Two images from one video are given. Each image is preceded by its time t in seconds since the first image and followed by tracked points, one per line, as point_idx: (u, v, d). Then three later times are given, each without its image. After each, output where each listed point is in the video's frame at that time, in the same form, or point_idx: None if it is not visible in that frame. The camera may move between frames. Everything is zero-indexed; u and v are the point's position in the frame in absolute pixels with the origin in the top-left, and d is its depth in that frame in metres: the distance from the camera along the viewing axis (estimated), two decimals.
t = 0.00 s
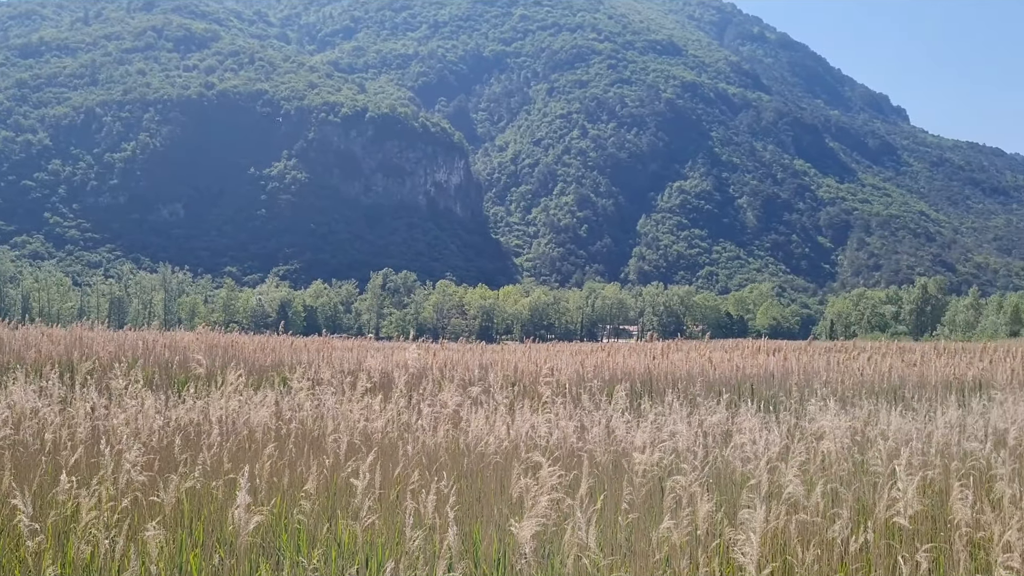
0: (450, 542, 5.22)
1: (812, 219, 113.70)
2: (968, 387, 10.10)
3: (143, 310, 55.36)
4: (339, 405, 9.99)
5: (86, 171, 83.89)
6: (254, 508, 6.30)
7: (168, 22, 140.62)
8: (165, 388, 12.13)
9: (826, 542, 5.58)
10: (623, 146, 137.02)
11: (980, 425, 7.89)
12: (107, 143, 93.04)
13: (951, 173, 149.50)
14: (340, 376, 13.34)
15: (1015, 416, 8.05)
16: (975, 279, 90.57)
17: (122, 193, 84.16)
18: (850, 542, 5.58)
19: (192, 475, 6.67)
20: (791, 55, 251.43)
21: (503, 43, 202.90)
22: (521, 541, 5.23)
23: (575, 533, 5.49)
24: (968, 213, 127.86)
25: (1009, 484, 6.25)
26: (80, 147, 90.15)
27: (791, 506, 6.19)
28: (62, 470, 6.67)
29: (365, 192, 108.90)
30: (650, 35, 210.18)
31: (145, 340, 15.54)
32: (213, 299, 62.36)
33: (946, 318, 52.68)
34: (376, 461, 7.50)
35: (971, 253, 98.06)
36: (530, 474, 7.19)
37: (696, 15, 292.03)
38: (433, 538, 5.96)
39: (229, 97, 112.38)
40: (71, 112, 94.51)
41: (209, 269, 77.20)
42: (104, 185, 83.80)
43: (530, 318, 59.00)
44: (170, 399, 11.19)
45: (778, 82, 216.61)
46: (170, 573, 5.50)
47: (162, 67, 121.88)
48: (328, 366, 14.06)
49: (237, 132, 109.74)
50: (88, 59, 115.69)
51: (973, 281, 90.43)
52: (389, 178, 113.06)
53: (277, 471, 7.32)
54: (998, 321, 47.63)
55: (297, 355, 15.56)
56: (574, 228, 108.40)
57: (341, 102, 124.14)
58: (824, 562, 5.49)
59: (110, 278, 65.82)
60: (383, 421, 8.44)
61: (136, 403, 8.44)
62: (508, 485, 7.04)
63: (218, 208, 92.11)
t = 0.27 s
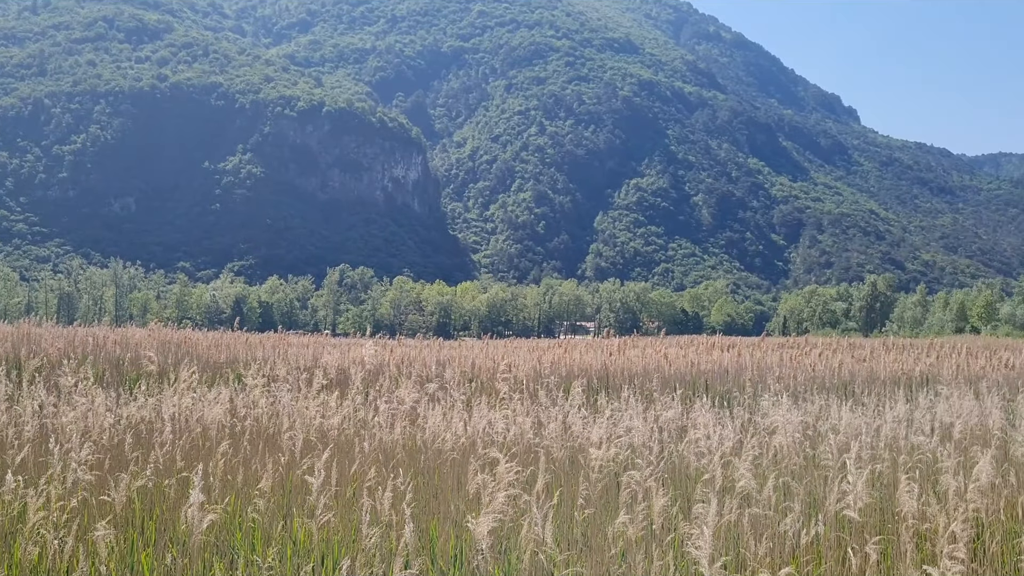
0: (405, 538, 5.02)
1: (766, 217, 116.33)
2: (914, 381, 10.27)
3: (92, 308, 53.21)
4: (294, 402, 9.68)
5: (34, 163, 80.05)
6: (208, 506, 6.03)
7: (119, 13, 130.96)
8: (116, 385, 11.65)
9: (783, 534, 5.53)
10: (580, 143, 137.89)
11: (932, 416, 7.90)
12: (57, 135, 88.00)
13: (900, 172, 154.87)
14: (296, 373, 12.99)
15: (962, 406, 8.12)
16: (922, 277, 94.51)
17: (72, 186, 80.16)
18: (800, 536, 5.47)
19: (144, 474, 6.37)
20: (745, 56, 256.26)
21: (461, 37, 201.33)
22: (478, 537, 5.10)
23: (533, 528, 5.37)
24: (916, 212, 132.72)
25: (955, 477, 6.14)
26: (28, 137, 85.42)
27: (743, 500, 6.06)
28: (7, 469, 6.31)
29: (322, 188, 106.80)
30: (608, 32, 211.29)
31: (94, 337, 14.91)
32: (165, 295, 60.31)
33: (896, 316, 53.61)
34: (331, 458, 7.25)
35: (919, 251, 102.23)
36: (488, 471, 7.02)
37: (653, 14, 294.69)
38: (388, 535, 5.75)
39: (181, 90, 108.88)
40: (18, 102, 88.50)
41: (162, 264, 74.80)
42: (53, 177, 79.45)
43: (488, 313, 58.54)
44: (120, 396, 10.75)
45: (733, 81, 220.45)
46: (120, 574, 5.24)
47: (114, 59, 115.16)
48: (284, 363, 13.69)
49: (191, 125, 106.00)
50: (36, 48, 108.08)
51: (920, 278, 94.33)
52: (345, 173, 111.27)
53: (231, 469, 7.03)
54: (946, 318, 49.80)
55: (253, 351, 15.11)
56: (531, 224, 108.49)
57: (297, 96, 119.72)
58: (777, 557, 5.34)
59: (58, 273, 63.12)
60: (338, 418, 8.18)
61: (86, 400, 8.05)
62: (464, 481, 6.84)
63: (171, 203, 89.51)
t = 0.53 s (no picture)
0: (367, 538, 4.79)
1: (724, 217, 118.45)
2: (868, 379, 10.37)
3: (44, 306, 51.62)
4: (253, 401, 9.33)
5: None
6: (164, 507, 5.73)
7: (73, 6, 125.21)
8: (69, 384, 11.14)
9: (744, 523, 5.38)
10: (541, 142, 138.29)
11: (890, 407, 7.88)
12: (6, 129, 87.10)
13: (855, 173, 159.44)
14: (255, 371, 12.59)
15: (915, 397, 8.15)
16: (876, 275, 97.91)
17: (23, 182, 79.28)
18: (756, 530, 5.20)
19: (99, 474, 6.03)
20: (703, 56, 260.32)
21: (423, 34, 199.75)
22: (440, 536, 4.93)
23: (495, 526, 5.21)
24: (871, 211, 136.85)
25: (908, 470, 5.82)
26: None
27: (699, 495, 5.82)
28: None
29: (281, 185, 104.58)
30: (570, 32, 212.17)
31: (46, 335, 14.28)
32: (121, 293, 58.33)
33: (849, 313, 55.65)
34: (291, 458, 6.96)
35: (872, 251, 105.77)
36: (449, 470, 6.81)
37: (614, 14, 296.82)
38: (348, 533, 5.53)
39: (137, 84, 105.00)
40: None
41: (117, 261, 72.62)
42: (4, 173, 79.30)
43: (449, 312, 58.17)
44: (74, 396, 10.27)
45: (692, 82, 223.43)
46: None
47: (66, 52, 109.70)
48: (242, 361, 13.28)
49: (147, 120, 102.20)
50: None
51: (874, 277, 97.69)
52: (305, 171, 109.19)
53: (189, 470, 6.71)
54: (897, 315, 51.46)
55: (211, 350, 14.64)
56: (493, 223, 108.39)
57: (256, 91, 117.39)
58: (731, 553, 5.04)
59: (8, 270, 60.74)
60: (299, 416, 7.88)
61: (39, 399, 7.65)
62: (425, 481, 6.59)
63: (126, 200, 87.02)
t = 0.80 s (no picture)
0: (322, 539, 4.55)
1: (680, 217, 120.23)
2: (821, 376, 10.48)
3: None
4: (208, 401, 8.96)
5: None
6: (115, 510, 5.42)
7: None
8: (15, 385, 10.61)
9: (705, 515, 5.22)
10: (500, 141, 138.02)
11: (846, 398, 7.88)
12: None
13: (808, 174, 163.82)
14: (209, 371, 12.16)
15: (867, 390, 8.21)
16: (829, 275, 101.31)
17: None
18: (715, 527, 4.90)
19: (48, 477, 5.68)
20: (660, 57, 263.73)
21: (380, 32, 197.55)
22: (398, 536, 4.74)
23: (453, 525, 5.07)
24: (823, 211, 140.81)
25: (862, 466, 5.48)
26: None
27: (655, 493, 5.56)
28: None
29: (237, 182, 101.74)
30: (528, 31, 212.39)
31: None
32: (72, 292, 55.90)
33: (802, 312, 57.60)
34: (247, 458, 6.66)
35: (824, 251, 109.36)
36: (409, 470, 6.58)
37: (572, 13, 298.09)
38: (306, 535, 5.30)
39: (88, 76, 100.38)
40: None
41: (66, 258, 69.92)
42: None
43: (407, 310, 57.64)
44: (22, 397, 9.77)
45: (649, 82, 225.95)
46: None
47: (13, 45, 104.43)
48: (197, 361, 12.83)
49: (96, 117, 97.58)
50: None
51: (827, 276, 101.10)
52: (261, 168, 106.41)
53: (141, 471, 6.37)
54: (847, 314, 52.89)
55: (164, 349, 14.12)
56: (450, 222, 107.89)
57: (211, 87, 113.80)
58: (691, 552, 4.76)
59: None
60: (254, 417, 7.56)
61: None
62: (382, 481, 6.34)
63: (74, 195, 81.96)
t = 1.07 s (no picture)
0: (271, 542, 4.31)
1: (635, 216, 121.62)
2: (771, 373, 10.64)
3: None
4: (158, 400, 8.55)
5: None
6: (58, 515, 5.09)
7: None
8: None
9: (664, 504, 5.09)
10: (456, 139, 137.15)
11: (797, 391, 7.88)
12: None
13: (759, 174, 167.73)
14: (158, 371, 11.65)
15: (817, 386, 8.27)
16: (779, 274, 104.76)
17: None
18: (669, 525, 4.65)
19: None
20: (614, 57, 266.46)
21: (335, 29, 194.39)
22: (352, 536, 4.56)
23: (406, 524, 4.91)
24: (774, 211, 144.50)
25: (808, 463, 5.01)
26: None
27: (609, 490, 5.34)
28: None
29: (188, 180, 98.26)
30: (484, 31, 212.08)
31: None
32: (14, 292, 53.70)
33: (752, 311, 59.58)
34: (200, 459, 6.36)
35: (774, 251, 112.84)
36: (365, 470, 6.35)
37: (527, 13, 298.44)
38: (259, 536, 5.07)
39: (33, 70, 96.47)
40: None
41: (7, 257, 66.95)
42: None
43: (361, 309, 57.13)
44: None
45: (604, 83, 227.84)
46: None
47: None
48: (145, 361, 12.31)
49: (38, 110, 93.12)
50: None
51: (777, 276, 104.41)
52: (212, 165, 102.78)
53: (86, 473, 5.99)
54: (797, 313, 54.43)
55: (112, 349, 13.52)
56: (406, 220, 106.69)
57: (161, 83, 108.41)
58: (646, 541, 4.56)
59: None
60: (206, 417, 7.22)
61: None
62: (337, 481, 6.10)
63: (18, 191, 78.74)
